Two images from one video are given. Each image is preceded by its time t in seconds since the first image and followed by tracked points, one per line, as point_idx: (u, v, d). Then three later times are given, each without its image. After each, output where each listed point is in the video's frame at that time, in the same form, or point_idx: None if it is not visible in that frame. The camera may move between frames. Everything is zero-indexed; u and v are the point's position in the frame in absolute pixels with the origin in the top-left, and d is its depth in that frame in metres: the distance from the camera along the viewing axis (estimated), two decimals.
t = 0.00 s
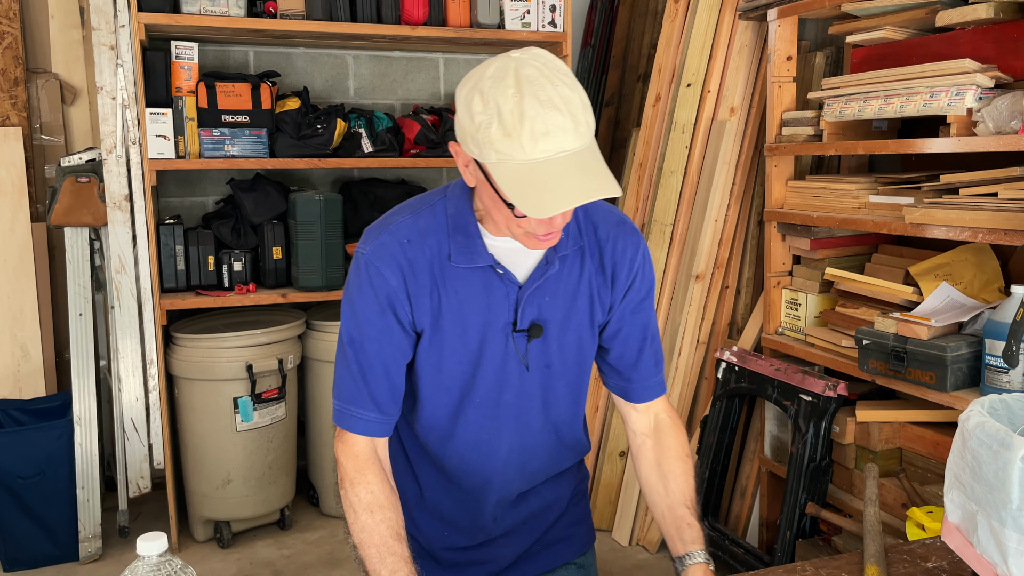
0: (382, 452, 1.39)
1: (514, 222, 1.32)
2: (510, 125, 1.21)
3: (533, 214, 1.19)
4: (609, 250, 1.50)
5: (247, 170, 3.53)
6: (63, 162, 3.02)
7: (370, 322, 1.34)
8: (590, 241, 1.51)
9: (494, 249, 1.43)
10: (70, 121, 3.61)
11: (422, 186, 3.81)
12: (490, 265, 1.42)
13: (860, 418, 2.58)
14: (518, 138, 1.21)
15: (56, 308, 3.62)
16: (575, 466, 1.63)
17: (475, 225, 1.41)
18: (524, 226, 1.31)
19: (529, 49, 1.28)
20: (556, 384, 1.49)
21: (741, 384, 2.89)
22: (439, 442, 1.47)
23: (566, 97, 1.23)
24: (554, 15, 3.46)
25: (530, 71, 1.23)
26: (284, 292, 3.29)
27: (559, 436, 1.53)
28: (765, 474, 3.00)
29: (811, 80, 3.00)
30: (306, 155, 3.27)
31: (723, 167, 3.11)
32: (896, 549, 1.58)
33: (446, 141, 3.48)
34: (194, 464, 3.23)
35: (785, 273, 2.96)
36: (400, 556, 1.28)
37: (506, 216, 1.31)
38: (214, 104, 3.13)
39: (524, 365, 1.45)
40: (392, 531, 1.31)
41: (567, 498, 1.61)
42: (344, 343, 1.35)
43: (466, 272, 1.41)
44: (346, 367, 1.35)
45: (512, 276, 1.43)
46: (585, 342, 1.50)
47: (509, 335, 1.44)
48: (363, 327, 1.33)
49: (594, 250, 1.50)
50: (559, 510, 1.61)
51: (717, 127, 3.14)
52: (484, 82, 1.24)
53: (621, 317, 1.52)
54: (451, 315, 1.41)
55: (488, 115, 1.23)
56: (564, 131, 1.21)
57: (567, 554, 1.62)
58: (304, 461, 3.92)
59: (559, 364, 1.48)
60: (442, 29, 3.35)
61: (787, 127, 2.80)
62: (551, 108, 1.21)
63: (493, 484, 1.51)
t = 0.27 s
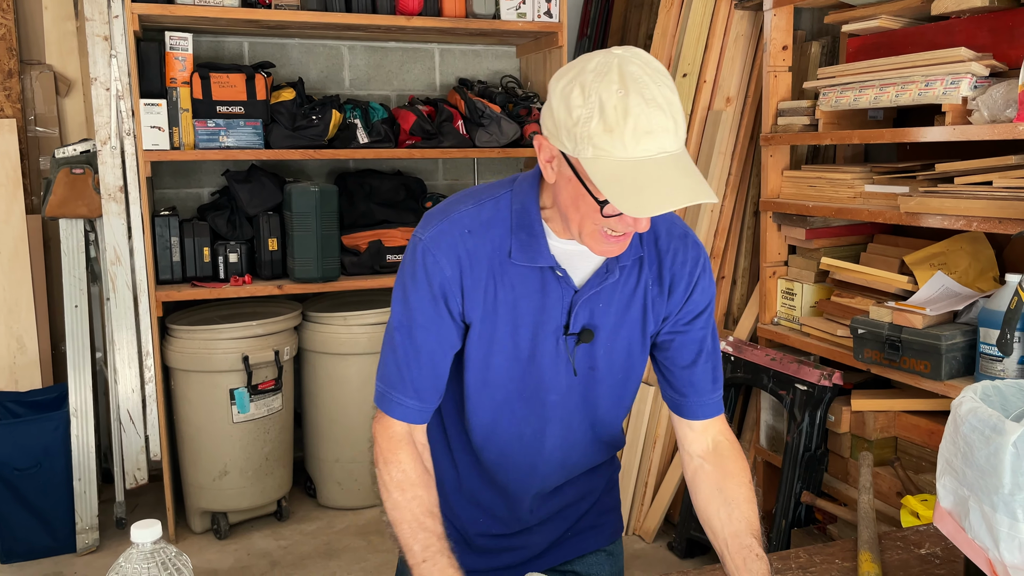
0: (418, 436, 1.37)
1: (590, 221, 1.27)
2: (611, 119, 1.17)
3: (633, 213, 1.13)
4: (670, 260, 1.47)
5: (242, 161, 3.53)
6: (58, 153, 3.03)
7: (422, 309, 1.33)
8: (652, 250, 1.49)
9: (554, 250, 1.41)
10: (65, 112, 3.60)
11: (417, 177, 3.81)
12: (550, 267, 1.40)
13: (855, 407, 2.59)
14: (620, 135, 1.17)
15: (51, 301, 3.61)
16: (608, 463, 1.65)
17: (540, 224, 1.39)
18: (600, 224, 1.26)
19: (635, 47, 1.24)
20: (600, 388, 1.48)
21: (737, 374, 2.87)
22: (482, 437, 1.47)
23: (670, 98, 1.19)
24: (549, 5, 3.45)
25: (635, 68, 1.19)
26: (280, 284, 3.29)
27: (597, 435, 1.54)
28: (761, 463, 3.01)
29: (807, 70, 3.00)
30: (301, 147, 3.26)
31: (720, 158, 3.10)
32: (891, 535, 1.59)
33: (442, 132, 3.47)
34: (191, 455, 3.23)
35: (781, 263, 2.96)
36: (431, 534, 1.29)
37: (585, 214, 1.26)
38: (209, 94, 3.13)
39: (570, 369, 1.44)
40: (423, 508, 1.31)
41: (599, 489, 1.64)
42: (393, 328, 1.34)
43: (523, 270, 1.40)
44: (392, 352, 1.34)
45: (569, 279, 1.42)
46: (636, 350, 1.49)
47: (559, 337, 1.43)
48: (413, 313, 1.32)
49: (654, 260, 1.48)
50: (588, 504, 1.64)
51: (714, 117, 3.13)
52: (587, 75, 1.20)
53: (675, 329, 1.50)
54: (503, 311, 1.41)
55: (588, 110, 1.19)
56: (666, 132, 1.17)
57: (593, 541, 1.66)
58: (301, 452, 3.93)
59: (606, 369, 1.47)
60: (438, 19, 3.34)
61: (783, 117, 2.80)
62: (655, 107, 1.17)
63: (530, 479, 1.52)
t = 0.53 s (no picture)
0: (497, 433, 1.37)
1: (628, 219, 1.28)
2: (652, 118, 1.16)
3: (666, 214, 1.12)
4: (700, 256, 1.48)
5: (236, 151, 3.52)
6: (50, 143, 3.01)
7: (471, 305, 1.33)
8: (684, 244, 1.49)
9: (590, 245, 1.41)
10: (58, 102, 3.59)
11: (411, 167, 3.80)
12: (585, 262, 1.40)
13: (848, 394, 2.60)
14: (661, 134, 1.16)
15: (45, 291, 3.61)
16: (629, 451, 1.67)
17: (575, 218, 1.39)
18: (637, 223, 1.27)
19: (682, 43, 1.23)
20: (634, 382, 1.50)
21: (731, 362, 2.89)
22: (513, 427, 1.50)
23: (714, 100, 1.17)
24: None
25: (681, 67, 1.17)
26: (274, 273, 3.29)
27: (629, 426, 1.56)
28: (755, 451, 3.03)
29: (801, 58, 3.00)
30: (295, 136, 3.25)
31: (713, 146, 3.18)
32: (881, 518, 1.60)
33: (436, 121, 3.46)
34: (187, 445, 3.23)
35: (774, 251, 2.98)
36: (545, 535, 1.26)
37: (621, 211, 1.28)
38: (202, 83, 3.11)
39: (605, 364, 1.45)
40: (528, 512, 1.29)
41: (618, 478, 1.67)
42: (448, 324, 1.34)
43: (561, 265, 1.40)
44: (451, 349, 1.34)
45: (604, 274, 1.42)
46: (666, 344, 1.50)
47: (594, 332, 1.43)
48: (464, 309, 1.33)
49: (686, 253, 1.48)
50: (609, 492, 1.66)
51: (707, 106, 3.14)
52: (632, 71, 1.19)
53: (702, 323, 1.51)
54: (542, 305, 1.41)
55: (631, 106, 1.18)
56: (708, 134, 1.16)
57: (609, 528, 1.69)
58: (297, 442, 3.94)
59: (639, 362, 1.49)
60: (431, 8, 3.34)
61: (777, 105, 2.81)
62: (699, 108, 1.16)
63: (559, 469, 1.55)
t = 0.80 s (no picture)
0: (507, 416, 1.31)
1: (648, 206, 1.21)
2: (677, 106, 1.09)
3: (692, 206, 1.06)
4: (714, 241, 1.45)
5: (230, 139, 3.51)
6: (43, 132, 3.04)
7: (489, 288, 1.27)
8: (699, 228, 1.45)
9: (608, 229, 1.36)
10: (51, 91, 3.58)
11: (406, 155, 3.80)
12: (602, 247, 1.35)
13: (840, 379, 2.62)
14: (687, 123, 1.09)
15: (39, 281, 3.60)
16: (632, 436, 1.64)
17: (594, 202, 1.34)
18: (659, 211, 1.20)
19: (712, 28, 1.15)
20: (645, 368, 1.45)
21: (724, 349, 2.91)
22: (519, 414, 1.44)
23: (743, 90, 1.10)
24: None
25: (710, 54, 1.10)
26: (268, 262, 3.29)
27: (638, 413, 1.52)
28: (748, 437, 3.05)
29: (794, 44, 3.00)
30: (289, 124, 3.25)
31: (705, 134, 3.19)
32: (870, 501, 1.61)
33: (430, 109, 3.46)
34: (182, 433, 3.24)
35: (768, 238, 2.99)
36: (559, 514, 1.22)
37: (642, 198, 1.21)
38: (194, 71, 3.11)
39: (620, 350, 1.41)
40: (542, 492, 1.24)
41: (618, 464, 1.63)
42: (464, 308, 1.28)
43: (579, 249, 1.35)
44: (468, 333, 1.28)
45: (621, 259, 1.37)
46: (676, 330, 1.46)
47: (609, 317, 1.39)
48: (481, 291, 1.27)
49: (702, 238, 1.45)
50: (611, 478, 1.63)
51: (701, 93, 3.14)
52: (659, 56, 1.12)
53: (713, 308, 1.48)
54: (558, 291, 1.36)
55: (656, 93, 1.11)
56: (736, 124, 1.09)
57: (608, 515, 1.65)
58: (292, 430, 3.95)
59: (650, 348, 1.44)
60: None
61: (770, 92, 2.81)
62: (728, 97, 1.09)
63: (565, 455, 1.51)
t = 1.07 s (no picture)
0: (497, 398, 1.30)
1: (649, 193, 1.20)
2: (683, 95, 1.08)
3: (695, 197, 1.06)
4: (713, 228, 1.44)
5: (226, 126, 3.52)
6: (38, 118, 3.02)
7: (487, 272, 1.25)
8: (696, 215, 1.44)
9: (609, 215, 1.35)
10: (47, 78, 3.58)
11: (402, 142, 3.80)
12: (602, 233, 1.34)
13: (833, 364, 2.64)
14: (691, 112, 1.08)
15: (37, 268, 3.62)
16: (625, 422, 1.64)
17: (596, 187, 1.32)
18: (659, 198, 1.19)
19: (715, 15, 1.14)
20: (640, 353, 1.45)
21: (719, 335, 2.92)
22: (512, 398, 1.44)
23: (748, 79, 1.09)
24: None
25: (716, 42, 1.08)
26: (265, 249, 3.30)
27: (631, 398, 1.52)
28: (742, 423, 3.07)
29: (789, 31, 3.00)
30: (284, 111, 3.26)
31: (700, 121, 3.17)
32: (858, 481, 1.63)
33: (425, 96, 3.46)
34: (180, 419, 3.26)
35: (762, 225, 3.00)
36: (540, 499, 1.21)
37: (643, 184, 1.19)
38: (190, 58, 3.11)
39: (616, 336, 1.41)
40: (524, 475, 1.23)
41: (611, 450, 1.63)
42: (460, 291, 1.26)
43: (577, 234, 1.33)
44: (463, 317, 1.26)
45: (620, 245, 1.36)
46: (671, 316, 1.46)
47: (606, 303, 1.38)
48: (479, 275, 1.25)
49: (698, 225, 1.44)
50: (602, 462, 1.63)
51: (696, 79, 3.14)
52: (664, 43, 1.10)
53: (706, 295, 1.49)
54: (555, 276, 1.35)
55: (661, 81, 1.10)
56: (741, 115, 1.08)
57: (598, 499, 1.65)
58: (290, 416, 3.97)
59: (645, 334, 1.44)
60: None
61: (764, 78, 2.82)
62: (733, 86, 1.07)
63: (557, 440, 1.51)
